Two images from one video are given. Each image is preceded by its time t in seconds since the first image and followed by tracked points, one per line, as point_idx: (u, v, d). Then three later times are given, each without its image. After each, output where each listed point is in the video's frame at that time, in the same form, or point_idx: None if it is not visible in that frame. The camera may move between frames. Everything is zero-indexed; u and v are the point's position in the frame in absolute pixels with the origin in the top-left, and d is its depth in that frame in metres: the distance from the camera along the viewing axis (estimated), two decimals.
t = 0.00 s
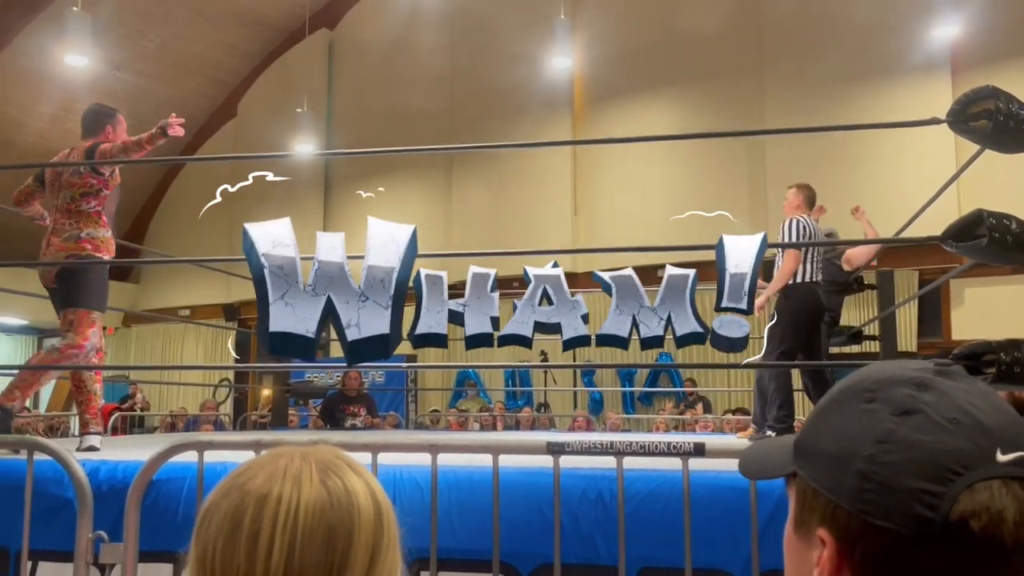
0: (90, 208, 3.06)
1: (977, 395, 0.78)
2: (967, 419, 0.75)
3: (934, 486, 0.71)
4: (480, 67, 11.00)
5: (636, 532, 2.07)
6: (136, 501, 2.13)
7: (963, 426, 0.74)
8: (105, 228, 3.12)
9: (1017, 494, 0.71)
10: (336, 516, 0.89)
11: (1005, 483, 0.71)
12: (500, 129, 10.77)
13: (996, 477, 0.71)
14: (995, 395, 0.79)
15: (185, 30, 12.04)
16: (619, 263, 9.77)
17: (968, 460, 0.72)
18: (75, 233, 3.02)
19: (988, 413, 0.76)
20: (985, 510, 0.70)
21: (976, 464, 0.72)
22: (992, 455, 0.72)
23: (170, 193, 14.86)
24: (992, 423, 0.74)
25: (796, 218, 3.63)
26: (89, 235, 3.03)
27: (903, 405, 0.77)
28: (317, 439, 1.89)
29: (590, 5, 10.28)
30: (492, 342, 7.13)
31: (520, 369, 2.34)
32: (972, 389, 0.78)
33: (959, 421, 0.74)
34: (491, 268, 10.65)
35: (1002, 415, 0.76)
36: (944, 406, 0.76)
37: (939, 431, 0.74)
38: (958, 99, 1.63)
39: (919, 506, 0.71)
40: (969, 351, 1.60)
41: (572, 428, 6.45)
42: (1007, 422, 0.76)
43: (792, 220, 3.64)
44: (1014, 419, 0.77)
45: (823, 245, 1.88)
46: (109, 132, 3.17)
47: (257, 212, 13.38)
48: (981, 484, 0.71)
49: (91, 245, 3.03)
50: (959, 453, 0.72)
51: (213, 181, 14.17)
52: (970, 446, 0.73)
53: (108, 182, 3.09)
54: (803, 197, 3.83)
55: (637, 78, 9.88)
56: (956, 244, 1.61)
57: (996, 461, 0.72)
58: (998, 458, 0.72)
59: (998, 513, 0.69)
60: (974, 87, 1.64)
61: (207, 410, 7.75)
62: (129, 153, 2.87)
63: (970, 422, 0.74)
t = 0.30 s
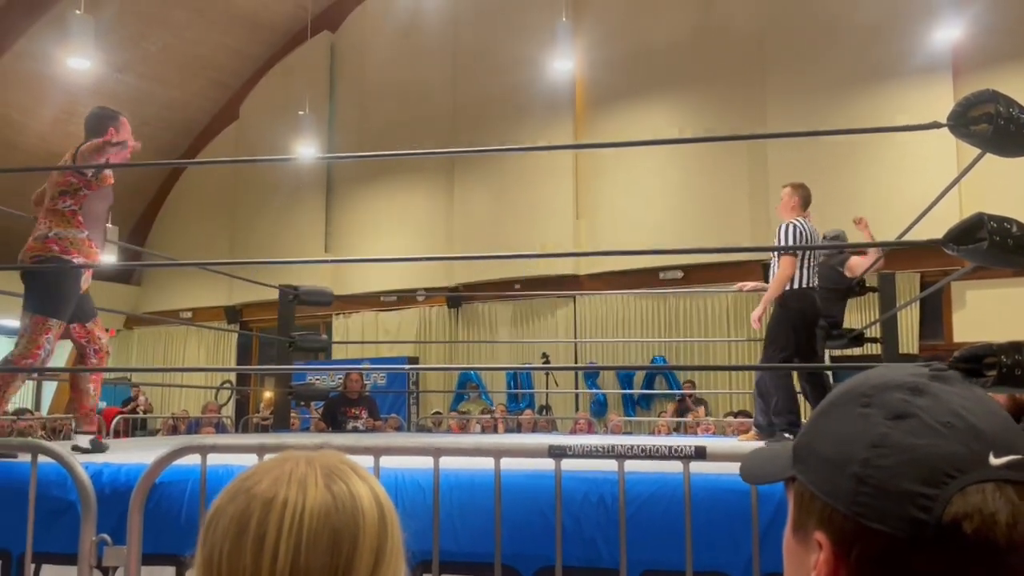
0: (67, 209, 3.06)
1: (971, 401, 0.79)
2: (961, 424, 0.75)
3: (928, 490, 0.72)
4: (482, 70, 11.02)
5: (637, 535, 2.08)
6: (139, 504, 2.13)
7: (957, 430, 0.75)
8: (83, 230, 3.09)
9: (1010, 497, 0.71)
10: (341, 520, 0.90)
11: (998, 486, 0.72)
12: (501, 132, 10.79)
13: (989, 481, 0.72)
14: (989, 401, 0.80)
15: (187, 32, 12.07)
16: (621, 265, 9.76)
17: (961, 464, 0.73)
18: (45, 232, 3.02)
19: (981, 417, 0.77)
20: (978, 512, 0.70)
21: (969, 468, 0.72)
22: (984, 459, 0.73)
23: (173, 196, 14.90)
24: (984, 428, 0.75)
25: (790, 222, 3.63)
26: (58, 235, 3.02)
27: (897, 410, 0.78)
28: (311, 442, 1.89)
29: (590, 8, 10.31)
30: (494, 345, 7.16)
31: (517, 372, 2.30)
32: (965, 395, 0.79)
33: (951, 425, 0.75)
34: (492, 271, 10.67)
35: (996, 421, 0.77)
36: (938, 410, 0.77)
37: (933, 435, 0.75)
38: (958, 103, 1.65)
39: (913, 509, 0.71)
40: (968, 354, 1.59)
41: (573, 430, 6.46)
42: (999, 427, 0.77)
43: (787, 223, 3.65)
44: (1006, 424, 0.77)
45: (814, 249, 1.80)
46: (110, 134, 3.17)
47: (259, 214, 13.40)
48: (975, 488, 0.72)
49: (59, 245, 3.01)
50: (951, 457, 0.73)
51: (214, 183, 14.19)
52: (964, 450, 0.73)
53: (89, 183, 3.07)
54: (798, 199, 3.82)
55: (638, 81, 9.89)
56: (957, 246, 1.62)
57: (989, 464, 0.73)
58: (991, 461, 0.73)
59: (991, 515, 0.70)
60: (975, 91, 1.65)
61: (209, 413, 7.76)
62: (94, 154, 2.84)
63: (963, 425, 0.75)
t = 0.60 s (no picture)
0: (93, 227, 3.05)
1: (960, 408, 0.79)
2: (949, 431, 0.76)
3: (917, 496, 0.72)
4: (480, 79, 11.04)
5: (633, 543, 2.07)
6: (134, 512, 2.12)
7: (946, 437, 0.75)
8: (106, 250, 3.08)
9: (999, 504, 0.72)
10: (335, 526, 0.89)
11: (987, 492, 0.72)
12: (499, 141, 10.81)
13: (977, 487, 0.72)
14: (977, 409, 0.81)
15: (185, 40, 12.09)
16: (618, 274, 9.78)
17: (951, 471, 0.73)
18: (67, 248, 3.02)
19: (970, 425, 0.77)
20: (967, 519, 0.71)
21: (957, 475, 0.73)
22: (973, 467, 0.73)
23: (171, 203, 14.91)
24: (973, 435, 0.76)
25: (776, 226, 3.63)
26: (77, 252, 3.02)
27: (888, 417, 0.78)
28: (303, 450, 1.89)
29: (588, 17, 10.34)
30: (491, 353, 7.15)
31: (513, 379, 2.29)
32: (955, 403, 0.80)
33: (940, 433, 0.76)
34: (490, 279, 10.68)
35: (984, 429, 0.77)
36: (927, 417, 0.77)
37: (923, 443, 0.75)
38: (952, 113, 1.65)
39: (902, 516, 0.71)
40: (965, 361, 1.59)
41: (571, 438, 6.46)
42: (987, 434, 0.77)
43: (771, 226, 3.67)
44: (994, 432, 0.78)
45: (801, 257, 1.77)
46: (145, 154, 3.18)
47: (257, 221, 13.40)
48: (963, 495, 0.72)
49: (77, 262, 3.01)
50: (941, 464, 0.73)
51: (212, 190, 14.20)
52: (953, 456, 0.74)
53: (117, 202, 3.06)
54: (775, 199, 3.81)
55: (635, 90, 9.92)
56: (952, 255, 1.62)
57: (978, 471, 0.73)
58: (979, 468, 0.73)
59: (979, 521, 0.70)
60: (970, 100, 1.66)
61: (206, 421, 7.74)
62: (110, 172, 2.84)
63: (952, 433, 0.76)
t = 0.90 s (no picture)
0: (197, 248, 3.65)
1: (945, 411, 0.79)
2: (932, 435, 0.75)
3: (898, 501, 0.72)
4: (470, 80, 11.03)
5: (620, 544, 2.07)
6: (117, 513, 2.10)
7: (929, 441, 0.75)
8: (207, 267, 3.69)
9: (980, 510, 0.72)
10: (312, 530, 0.88)
11: (969, 498, 0.72)
12: (489, 142, 10.80)
13: (958, 493, 0.72)
14: (962, 412, 0.80)
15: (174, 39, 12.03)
16: (606, 275, 9.79)
17: (932, 476, 0.73)
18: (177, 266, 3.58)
19: (954, 429, 0.76)
20: (947, 525, 0.71)
21: (939, 480, 0.72)
22: (956, 470, 0.73)
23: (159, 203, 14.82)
24: (957, 440, 0.75)
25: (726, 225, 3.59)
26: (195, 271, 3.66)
27: (870, 421, 0.77)
28: (288, 452, 1.88)
29: (578, 18, 10.35)
30: (480, 354, 7.15)
31: (499, 379, 2.28)
32: (940, 407, 0.79)
33: (923, 436, 0.75)
34: (479, 280, 10.69)
35: (968, 432, 0.77)
36: (910, 421, 0.76)
37: (904, 447, 0.75)
38: (941, 115, 1.65)
39: (881, 521, 0.71)
40: (952, 363, 1.59)
41: (561, 440, 6.46)
42: (971, 437, 0.77)
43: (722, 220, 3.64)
44: (979, 436, 0.77)
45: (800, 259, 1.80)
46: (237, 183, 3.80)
47: (246, 221, 13.35)
48: (945, 500, 0.72)
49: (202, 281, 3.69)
50: (921, 468, 0.73)
51: (201, 190, 14.14)
52: (935, 460, 0.73)
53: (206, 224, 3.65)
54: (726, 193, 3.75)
55: (624, 92, 9.95)
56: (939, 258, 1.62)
57: (959, 476, 0.73)
58: (962, 472, 0.73)
59: (959, 528, 0.70)
60: (957, 103, 1.66)
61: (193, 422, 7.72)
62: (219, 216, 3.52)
63: (935, 437, 0.75)
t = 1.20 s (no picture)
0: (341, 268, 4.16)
1: (932, 413, 0.78)
2: (916, 438, 0.75)
3: (880, 505, 0.72)
4: (456, 81, 11.02)
5: (605, 544, 2.07)
6: (97, 514, 2.07)
7: (912, 445, 0.75)
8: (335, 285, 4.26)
9: (962, 514, 0.72)
10: (293, 532, 0.86)
11: (951, 503, 0.72)
12: (475, 142, 10.78)
13: (941, 498, 0.72)
14: (950, 414, 0.80)
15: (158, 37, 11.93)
16: (591, 276, 9.81)
17: (914, 479, 0.73)
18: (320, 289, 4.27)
19: (941, 431, 0.76)
20: (928, 529, 0.71)
21: (921, 485, 0.72)
22: (940, 474, 0.73)
23: (142, 201, 14.69)
24: (942, 443, 0.75)
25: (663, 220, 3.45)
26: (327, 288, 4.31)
27: (854, 422, 0.77)
28: (272, 452, 1.87)
29: (564, 19, 10.36)
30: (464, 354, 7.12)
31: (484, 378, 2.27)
32: (927, 408, 0.79)
33: (906, 439, 0.75)
34: (464, 281, 10.67)
35: (954, 435, 0.77)
36: (894, 424, 0.76)
37: (887, 450, 0.74)
38: (925, 117, 1.66)
39: (864, 526, 0.72)
40: (934, 365, 1.60)
41: (547, 441, 6.47)
42: (956, 440, 0.76)
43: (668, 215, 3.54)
44: (967, 439, 0.77)
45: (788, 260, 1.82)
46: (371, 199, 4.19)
47: (230, 220, 13.26)
48: (926, 504, 0.72)
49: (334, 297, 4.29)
50: (903, 472, 0.73)
51: (184, 189, 14.03)
52: (918, 464, 0.73)
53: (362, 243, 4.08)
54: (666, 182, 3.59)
55: (610, 93, 9.96)
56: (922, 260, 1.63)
57: (943, 480, 0.73)
58: (945, 477, 0.73)
59: (939, 534, 0.71)
60: (941, 105, 1.67)
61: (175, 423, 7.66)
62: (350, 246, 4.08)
63: (919, 440, 0.75)
